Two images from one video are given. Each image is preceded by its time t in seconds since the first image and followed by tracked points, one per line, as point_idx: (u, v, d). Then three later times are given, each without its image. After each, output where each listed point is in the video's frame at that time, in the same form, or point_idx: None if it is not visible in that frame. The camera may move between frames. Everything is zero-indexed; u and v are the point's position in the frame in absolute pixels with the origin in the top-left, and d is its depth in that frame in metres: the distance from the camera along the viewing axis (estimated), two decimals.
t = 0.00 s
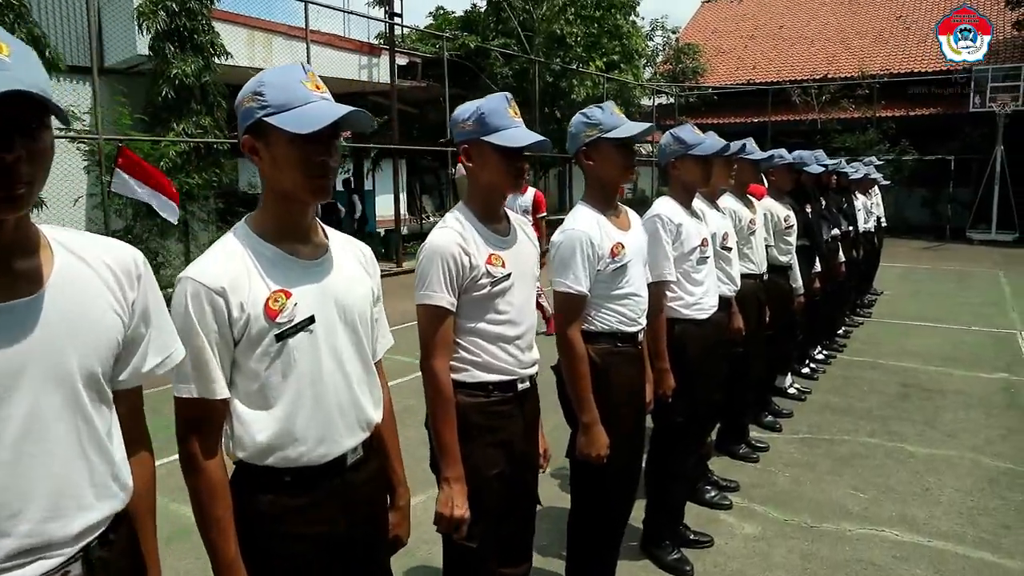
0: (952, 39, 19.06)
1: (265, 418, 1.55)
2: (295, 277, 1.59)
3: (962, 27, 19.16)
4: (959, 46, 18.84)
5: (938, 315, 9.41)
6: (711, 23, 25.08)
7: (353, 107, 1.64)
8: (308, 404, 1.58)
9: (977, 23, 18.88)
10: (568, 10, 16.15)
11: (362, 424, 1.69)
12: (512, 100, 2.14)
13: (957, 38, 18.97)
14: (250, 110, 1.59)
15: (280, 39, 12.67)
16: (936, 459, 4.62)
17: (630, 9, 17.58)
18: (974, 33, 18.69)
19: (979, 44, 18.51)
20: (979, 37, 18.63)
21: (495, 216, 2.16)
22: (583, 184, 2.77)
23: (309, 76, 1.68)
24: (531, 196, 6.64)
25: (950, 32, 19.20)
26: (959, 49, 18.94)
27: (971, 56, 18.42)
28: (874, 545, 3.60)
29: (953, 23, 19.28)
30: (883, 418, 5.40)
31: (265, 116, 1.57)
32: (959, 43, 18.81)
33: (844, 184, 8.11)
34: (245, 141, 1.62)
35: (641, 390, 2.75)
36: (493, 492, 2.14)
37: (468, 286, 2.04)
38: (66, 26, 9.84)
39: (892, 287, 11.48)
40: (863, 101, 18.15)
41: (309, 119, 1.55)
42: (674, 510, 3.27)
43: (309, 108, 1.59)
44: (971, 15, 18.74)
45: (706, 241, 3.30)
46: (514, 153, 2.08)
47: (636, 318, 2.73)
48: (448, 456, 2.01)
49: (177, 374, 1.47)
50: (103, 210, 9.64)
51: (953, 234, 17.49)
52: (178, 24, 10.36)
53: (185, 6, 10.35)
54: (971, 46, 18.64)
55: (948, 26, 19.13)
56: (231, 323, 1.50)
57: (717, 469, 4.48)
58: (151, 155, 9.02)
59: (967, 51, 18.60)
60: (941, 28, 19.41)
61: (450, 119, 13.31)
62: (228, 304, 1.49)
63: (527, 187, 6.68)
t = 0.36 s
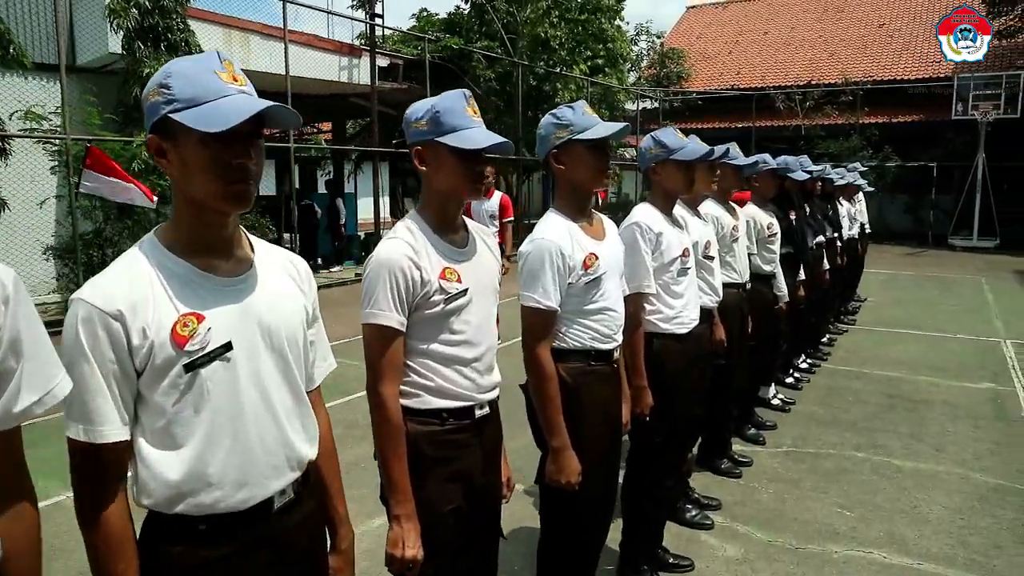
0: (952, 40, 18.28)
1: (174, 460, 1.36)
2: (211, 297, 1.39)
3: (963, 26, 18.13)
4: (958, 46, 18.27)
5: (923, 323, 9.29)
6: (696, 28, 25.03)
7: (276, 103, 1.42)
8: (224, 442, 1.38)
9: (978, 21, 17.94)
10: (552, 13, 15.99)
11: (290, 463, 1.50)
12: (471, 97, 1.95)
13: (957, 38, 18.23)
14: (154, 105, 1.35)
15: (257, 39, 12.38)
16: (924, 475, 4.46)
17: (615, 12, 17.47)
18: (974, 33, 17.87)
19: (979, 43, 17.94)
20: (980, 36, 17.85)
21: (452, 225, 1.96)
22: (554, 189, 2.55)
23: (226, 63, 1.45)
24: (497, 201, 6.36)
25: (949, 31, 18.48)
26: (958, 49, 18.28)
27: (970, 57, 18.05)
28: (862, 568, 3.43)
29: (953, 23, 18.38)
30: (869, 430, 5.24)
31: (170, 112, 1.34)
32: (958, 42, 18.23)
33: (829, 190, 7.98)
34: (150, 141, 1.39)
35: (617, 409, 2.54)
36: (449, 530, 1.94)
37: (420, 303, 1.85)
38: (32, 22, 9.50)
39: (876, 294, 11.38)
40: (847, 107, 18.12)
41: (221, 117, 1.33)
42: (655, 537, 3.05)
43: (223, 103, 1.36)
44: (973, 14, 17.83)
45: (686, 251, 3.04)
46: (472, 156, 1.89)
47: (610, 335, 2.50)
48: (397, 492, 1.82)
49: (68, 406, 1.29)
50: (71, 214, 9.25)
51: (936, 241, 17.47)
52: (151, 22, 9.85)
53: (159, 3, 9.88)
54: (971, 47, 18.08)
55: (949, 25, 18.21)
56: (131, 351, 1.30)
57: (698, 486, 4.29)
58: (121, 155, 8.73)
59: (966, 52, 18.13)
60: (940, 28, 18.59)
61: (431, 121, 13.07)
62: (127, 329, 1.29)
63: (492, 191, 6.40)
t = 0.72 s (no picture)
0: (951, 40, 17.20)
1: (67, 503, 1.20)
2: (107, 318, 1.24)
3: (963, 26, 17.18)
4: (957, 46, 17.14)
5: (908, 317, 9.20)
6: (678, 23, 24.92)
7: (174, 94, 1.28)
8: (126, 480, 1.23)
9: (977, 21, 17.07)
10: (532, 11, 15.82)
11: (208, 496, 1.35)
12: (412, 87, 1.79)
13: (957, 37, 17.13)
14: (33, 99, 1.19)
15: (231, 39, 11.74)
16: (912, 476, 4.34)
17: (595, 8, 17.33)
18: (974, 32, 16.95)
19: (980, 43, 16.87)
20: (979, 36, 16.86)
21: (397, 229, 1.83)
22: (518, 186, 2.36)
23: (118, 52, 1.28)
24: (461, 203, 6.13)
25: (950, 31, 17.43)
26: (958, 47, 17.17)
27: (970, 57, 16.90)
28: None
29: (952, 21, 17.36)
30: (855, 429, 5.12)
31: (50, 107, 1.18)
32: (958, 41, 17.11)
33: (812, 184, 7.86)
34: (30, 141, 1.22)
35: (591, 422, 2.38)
36: (400, 559, 1.80)
37: (360, 314, 1.70)
38: None
39: (860, 289, 11.29)
40: (829, 101, 18.06)
41: (107, 111, 1.17)
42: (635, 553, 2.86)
43: (111, 95, 1.20)
44: (972, 14, 17.06)
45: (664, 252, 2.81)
46: (412, 154, 1.75)
47: (581, 342, 2.31)
48: (340, 522, 1.68)
49: None
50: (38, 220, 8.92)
51: (918, 233, 17.46)
52: (118, 23, 9.47)
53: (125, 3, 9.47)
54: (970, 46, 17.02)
55: (949, 25, 17.39)
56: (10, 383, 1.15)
57: (680, 493, 4.14)
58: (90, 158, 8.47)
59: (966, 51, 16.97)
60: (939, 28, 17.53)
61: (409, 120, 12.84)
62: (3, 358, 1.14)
63: (459, 190, 6.16)
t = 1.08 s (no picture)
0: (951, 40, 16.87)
1: None
2: None
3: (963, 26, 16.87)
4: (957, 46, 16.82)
5: (897, 320, 9.08)
6: (674, 19, 24.75)
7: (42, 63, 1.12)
8: None
9: (977, 21, 16.76)
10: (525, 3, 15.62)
11: (86, 518, 1.20)
12: (344, 64, 1.63)
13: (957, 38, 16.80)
14: None
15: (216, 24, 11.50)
16: (896, 485, 4.21)
17: (588, 2, 17.17)
18: (974, 33, 16.64)
19: (980, 43, 16.56)
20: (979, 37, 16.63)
21: (330, 220, 1.68)
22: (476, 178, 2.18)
23: None
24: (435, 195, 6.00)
25: (950, 31, 17.03)
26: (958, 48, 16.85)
27: (970, 57, 16.58)
28: None
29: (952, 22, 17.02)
30: (839, 435, 4.99)
31: None
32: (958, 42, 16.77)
33: (801, 183, 7.74)
34: None
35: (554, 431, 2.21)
36: None
37: (283, 314, 1.55)
38: None
39: (850, 290, 11.17)
40: (823, 100, 17.93)
41: None
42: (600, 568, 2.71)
43: None
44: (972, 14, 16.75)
45: (636, 251, 2.63)
46: (344, 140, 1.60)
47: (544, 345, 2.13)
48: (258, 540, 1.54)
49: None
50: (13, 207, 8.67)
51: (910, 235, 17.36)
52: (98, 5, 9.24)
53: None
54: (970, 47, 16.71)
55: (948, 25, 17.05)
56: None
57: (655, 499, 3.99)
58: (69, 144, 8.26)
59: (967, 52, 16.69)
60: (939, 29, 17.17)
61: (398, 111, 12.65)
62: None
63: (433, 182, 6.05)
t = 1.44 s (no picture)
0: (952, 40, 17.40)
1: None
2: None
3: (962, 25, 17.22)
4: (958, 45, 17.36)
5: (903, 338, 8.86)
6: (683, 32, 24.65)
7: None
8: None
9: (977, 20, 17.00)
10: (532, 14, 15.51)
11: None
12: (267, 71, 1.50)
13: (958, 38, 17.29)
14: None
15: (218, 34, 11.36)
16: (898, 518, 3.99)
17: (597, 14, 17.04)
18: (974, 32, 16.98)
19: (980, 42, 17.08)
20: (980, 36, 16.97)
21: (252, 243, 1.53)
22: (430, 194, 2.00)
23: None
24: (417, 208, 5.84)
25: (949, 31, 17.50)
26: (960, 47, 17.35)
27: (970, 58, 17.19)
28: None
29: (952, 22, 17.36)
30: (839, 462, 4.78)
31: None
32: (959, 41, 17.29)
33: (805, 198, 7.56)
34: None
35: (518, 470, 2.03)
36: None
37: (191, 347, 1.40)
38: None
39: (857, 307, 10.96)
40: (833, 114, 17.72)
41: None
42: None
43: None
44: (972, 14, 16.95)
45: (611, 272, 2.46)
46: (263, 154, 1.45)
47: (502, 376, 1.94)
48: None
49: None
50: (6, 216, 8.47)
51: (921, 251, 17.09)
52: (97, 13, 9.05)
53: None
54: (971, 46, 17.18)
55: (948, 24, 17.43)
56: None
57: (642, 530, 3.80)
58: (67, 153, 8.13)
59: (967, 52, 17.25)
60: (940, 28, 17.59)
61: (402, 122, 12.57)
62: None
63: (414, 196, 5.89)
